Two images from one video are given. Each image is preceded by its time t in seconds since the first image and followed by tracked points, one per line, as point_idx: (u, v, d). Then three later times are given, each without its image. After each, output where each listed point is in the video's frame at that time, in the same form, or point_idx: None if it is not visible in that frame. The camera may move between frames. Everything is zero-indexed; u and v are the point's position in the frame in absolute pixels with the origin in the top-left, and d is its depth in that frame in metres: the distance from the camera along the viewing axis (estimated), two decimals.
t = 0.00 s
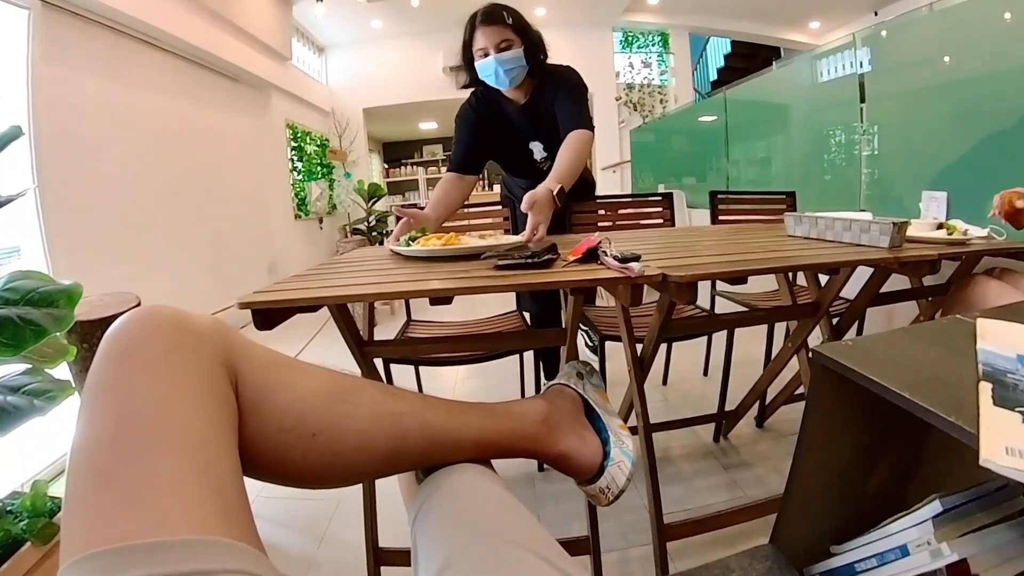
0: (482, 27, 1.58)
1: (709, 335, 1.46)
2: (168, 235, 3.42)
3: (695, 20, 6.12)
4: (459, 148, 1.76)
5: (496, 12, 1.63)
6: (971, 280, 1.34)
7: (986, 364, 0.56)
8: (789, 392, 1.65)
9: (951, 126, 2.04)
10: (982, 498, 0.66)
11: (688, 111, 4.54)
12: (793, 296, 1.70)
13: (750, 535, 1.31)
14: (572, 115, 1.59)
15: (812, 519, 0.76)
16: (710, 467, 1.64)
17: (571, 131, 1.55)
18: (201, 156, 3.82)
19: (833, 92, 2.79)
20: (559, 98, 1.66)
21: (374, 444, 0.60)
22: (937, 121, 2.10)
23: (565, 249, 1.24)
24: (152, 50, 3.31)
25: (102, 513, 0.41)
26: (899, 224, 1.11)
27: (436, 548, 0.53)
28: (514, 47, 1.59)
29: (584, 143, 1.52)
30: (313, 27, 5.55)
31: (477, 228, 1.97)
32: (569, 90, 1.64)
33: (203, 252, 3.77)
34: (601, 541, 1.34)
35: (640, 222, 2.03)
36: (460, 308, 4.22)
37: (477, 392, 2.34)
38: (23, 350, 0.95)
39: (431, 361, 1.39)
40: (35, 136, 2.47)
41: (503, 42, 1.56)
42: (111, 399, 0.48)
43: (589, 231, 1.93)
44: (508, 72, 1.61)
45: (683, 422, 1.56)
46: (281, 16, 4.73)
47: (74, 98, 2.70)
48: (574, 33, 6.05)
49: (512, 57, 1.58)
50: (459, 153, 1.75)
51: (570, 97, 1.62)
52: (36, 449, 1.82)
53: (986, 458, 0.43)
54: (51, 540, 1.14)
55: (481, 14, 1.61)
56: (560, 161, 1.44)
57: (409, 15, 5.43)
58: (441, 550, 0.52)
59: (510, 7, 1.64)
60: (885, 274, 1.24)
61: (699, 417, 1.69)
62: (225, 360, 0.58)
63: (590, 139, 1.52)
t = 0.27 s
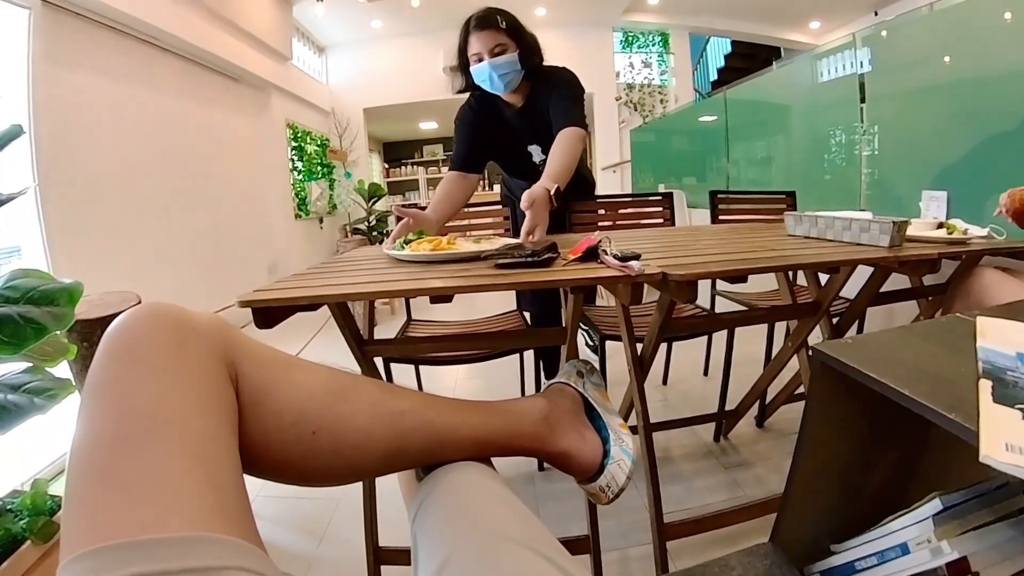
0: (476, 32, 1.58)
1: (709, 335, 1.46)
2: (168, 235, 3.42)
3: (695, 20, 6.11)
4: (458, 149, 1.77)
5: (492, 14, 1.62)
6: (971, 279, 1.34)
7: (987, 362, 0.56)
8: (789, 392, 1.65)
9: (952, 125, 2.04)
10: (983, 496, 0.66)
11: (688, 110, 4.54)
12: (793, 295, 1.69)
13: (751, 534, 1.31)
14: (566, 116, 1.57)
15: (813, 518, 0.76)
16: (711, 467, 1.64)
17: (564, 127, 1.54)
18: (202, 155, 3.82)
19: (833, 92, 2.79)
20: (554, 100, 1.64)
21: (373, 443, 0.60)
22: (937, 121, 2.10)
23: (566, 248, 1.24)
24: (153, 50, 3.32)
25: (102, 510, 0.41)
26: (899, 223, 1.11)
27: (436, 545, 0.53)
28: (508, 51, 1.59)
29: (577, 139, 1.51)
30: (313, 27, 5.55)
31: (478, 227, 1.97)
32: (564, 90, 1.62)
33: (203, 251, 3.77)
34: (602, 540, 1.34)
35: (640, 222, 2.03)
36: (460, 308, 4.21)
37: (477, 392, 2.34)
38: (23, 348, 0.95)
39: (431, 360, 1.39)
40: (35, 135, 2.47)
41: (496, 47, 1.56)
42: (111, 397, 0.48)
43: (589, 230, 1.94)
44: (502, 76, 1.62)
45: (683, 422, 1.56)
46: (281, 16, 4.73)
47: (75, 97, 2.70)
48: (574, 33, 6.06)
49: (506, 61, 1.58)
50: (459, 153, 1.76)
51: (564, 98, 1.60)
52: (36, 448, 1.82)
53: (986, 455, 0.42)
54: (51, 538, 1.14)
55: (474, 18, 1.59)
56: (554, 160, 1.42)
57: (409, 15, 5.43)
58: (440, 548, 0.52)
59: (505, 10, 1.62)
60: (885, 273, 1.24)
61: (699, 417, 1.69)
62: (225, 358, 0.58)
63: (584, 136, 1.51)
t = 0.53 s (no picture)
0: (478, 31, 1.58)
1: (710, 336, 1.45)
2: (168, 234, 3.42)
3: (695, 20, 6.11)
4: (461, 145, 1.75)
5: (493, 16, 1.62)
6: (970, 279, 1.34)
7: (988, 361, 0.56)
8: (790, 391, 1.65)
9: (952, 125, 2.04)
10: (984, 495, 0.66)
11: (688, 110, 4.54)
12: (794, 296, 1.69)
13: (751, 534, 1.31)
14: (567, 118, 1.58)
15: (813, 518, 0.76)
16: (711, 467, 1.64)
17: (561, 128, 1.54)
18: (202, 154, 3.82)
19: (833, 92, 2.79)
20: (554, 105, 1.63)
21: (373, 443, 0.60)
22: (937, 121, 2.10)
23: (566, 247, 1.23)
24: (153, 50, 3.32)
25: (101, 509, 0.41)
26: (899, 223, 1.11)
27: (438, 543, 0.53)
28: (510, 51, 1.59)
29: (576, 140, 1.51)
30: (313, 27, 5.55)
31: (477, 227, 1.97)
32: (565, 91, 1.63)
33: (203, 251, 3.77)
34: (603, 540, 1.33)
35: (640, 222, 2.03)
36: (460, 308, 4.21)
37: (477, 392, 2.33)
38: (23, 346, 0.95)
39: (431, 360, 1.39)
40: (35, 134, 2.47)
41: (497, 47, 1.56)
42: (109, 397, 0.48)
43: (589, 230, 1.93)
44: (503, 76, 1.62)
45: (683, 422, 1.55)
46: (281, 15, 4.73)
47: (75, 97, 2.70)
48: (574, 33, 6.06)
49: (507, 61, 1.58)
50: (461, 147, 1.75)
51: (566, 99, 1.61)
52: (36, 448, 1.82)
53: (989, 455, 0.42)
54: (51, 538, 1.14)
55: (475, 18, 1.60)
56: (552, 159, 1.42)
57: (409, 15, 5.42)
58: (440, 547, 0.51)
59: (506, 10, 1.63)
60: (885, 274, 1.24)
61: (699, 416, 1.69)
62: (225, 357, 0.57)
63: (581, 139, 1.51)
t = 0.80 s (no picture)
0: (488, 11, 1.64)
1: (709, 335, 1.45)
2: (168, 233, 3.42)
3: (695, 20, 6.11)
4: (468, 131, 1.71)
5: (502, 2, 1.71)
6: (969, 279, 1.34)
7: (986, 359, 0.56)
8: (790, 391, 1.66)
9: (952, 125, 2.04)
10: (982, 494, 0.66)
11: (688, 110, 4.54)
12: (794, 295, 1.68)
13: (750, 533, 1.32)
14: (578, 108, 1.65)
15: (812, 516, 0.76)
16: (711, 466, 1.64)
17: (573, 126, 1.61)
18: (202, 154, 3.82)
19: (832, 92, 2.80)
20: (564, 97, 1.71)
21: (372, 441, 0.60)
22: (937, 121, 2.10)
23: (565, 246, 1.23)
24: (154, 49, 3.32)
25: (103, 508, 0.41)
26: (899, 223, 1.11)
27: (436, 540, 0.53)
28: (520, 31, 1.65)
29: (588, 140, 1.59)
30: (314, 27, 5.56)
31: (477, 226, 1.97)
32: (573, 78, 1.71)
33: (203, 251, 3.77)
34: (602, 540, 1.34)
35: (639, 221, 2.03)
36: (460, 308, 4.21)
37: (477, 392, 2.34)
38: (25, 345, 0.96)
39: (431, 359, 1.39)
40: (36, 133, 2.47)
41: (507, 25, 1.62)
42: (110, 396, 0.48)
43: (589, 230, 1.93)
44: (512, 54, 1.67)
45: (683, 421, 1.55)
46: (281, 15, 4.74)
47: (74, 96, 2.70)
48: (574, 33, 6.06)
49: (515, 38, 1.62)
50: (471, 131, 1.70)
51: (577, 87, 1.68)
52: (37, 447, 1.82)
53: (986, 452, 0.42)
54: (52, 536, 1.14)
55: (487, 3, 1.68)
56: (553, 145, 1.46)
57: (409, 15, 5.43)
58: (440, 546, 0.51)
59: None
60: (885, 272, 1.24)
61: (699, 416, 1.69)
62: (225, 356, 0.58)
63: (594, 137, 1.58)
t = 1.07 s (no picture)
0: (505, 19, 1.75)
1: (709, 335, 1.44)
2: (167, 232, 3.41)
3: (696, 20, 6.11)
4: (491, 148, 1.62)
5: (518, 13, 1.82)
6: (969, 278, 1.33)
7: (987, 358, 0.56)
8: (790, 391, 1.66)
9: (952, 125, 2.03)
10: (981, 494, 0.66)
11: (688, 110, 4.54)
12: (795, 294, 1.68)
13: (750, 533, 1.31)
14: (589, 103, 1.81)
15: (812, 516, 0.75)
16: (711, 466, 1.64)
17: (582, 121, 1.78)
18: (202, 153, 3.82)
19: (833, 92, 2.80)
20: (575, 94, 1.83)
21: (372, 440, 0.60)
22: (938, 121, 2.10)
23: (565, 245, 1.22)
24: (154, 49, 3.31)
25: (101, 508, 0.41)
26: (899, 222, 1.11)
27: (436, 540, 0.53)
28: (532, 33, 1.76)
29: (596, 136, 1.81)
30: (314, 26, 5.56)
31: (477, 226, 1.96)
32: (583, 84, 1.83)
33: (203, 251, 3.77)
34: (603, 539, 1.33)
35: (639, 221, 2.03)
36: (460, 308, 4.20)
37: (477, 391, 2.33)
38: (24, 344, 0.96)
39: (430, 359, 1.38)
40: (35, 132, 2.46)
41: (523, 31, 1.73)
42: (109, 396, 0.48)
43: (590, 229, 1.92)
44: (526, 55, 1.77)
45: (683, 421, 1.54)
46: (281, 15, 4.73)
47: (74, 95, 2.70)
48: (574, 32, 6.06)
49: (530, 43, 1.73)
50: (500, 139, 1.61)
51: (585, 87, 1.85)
52: (37, 446, 1.82)
53: (988, 451, 0.42)
54: (51, 536, 1.14)
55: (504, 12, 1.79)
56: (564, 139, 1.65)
57: (409, 14, 5.43)
58: (440, 545, 0.51)
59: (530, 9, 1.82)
60: (886, 271, 1.23)
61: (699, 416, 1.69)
62: (225, 355, 0.57)
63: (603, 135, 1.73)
